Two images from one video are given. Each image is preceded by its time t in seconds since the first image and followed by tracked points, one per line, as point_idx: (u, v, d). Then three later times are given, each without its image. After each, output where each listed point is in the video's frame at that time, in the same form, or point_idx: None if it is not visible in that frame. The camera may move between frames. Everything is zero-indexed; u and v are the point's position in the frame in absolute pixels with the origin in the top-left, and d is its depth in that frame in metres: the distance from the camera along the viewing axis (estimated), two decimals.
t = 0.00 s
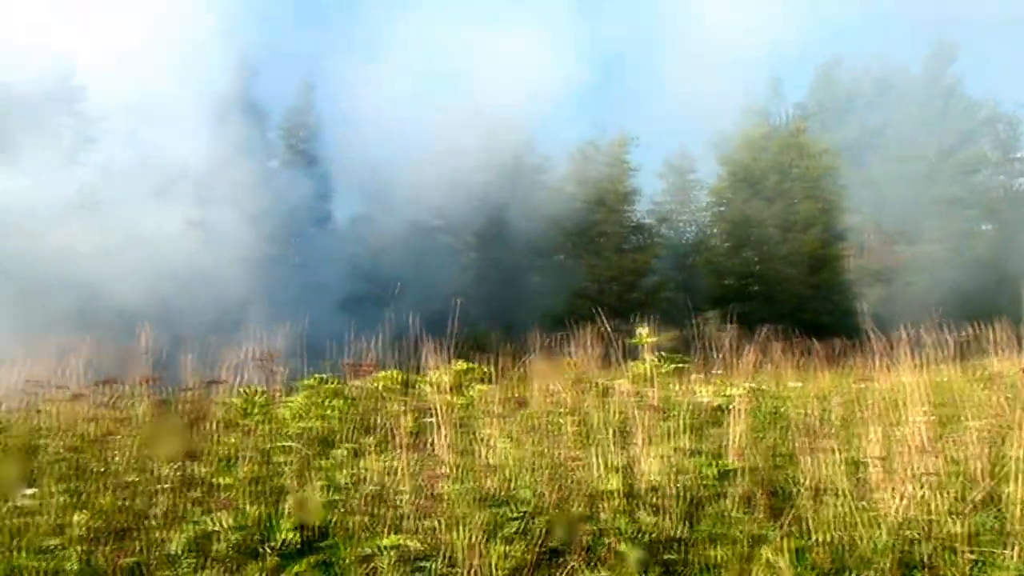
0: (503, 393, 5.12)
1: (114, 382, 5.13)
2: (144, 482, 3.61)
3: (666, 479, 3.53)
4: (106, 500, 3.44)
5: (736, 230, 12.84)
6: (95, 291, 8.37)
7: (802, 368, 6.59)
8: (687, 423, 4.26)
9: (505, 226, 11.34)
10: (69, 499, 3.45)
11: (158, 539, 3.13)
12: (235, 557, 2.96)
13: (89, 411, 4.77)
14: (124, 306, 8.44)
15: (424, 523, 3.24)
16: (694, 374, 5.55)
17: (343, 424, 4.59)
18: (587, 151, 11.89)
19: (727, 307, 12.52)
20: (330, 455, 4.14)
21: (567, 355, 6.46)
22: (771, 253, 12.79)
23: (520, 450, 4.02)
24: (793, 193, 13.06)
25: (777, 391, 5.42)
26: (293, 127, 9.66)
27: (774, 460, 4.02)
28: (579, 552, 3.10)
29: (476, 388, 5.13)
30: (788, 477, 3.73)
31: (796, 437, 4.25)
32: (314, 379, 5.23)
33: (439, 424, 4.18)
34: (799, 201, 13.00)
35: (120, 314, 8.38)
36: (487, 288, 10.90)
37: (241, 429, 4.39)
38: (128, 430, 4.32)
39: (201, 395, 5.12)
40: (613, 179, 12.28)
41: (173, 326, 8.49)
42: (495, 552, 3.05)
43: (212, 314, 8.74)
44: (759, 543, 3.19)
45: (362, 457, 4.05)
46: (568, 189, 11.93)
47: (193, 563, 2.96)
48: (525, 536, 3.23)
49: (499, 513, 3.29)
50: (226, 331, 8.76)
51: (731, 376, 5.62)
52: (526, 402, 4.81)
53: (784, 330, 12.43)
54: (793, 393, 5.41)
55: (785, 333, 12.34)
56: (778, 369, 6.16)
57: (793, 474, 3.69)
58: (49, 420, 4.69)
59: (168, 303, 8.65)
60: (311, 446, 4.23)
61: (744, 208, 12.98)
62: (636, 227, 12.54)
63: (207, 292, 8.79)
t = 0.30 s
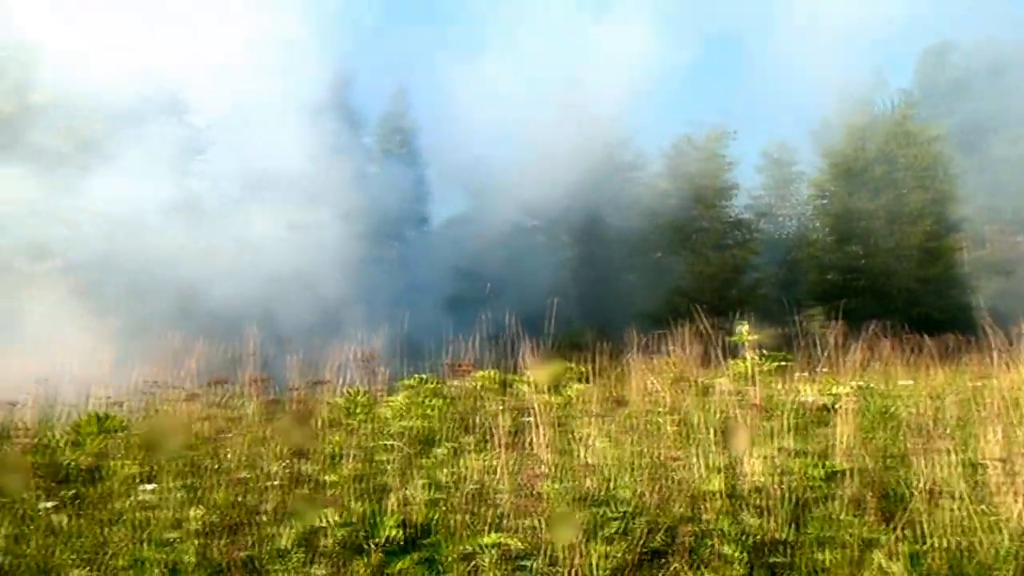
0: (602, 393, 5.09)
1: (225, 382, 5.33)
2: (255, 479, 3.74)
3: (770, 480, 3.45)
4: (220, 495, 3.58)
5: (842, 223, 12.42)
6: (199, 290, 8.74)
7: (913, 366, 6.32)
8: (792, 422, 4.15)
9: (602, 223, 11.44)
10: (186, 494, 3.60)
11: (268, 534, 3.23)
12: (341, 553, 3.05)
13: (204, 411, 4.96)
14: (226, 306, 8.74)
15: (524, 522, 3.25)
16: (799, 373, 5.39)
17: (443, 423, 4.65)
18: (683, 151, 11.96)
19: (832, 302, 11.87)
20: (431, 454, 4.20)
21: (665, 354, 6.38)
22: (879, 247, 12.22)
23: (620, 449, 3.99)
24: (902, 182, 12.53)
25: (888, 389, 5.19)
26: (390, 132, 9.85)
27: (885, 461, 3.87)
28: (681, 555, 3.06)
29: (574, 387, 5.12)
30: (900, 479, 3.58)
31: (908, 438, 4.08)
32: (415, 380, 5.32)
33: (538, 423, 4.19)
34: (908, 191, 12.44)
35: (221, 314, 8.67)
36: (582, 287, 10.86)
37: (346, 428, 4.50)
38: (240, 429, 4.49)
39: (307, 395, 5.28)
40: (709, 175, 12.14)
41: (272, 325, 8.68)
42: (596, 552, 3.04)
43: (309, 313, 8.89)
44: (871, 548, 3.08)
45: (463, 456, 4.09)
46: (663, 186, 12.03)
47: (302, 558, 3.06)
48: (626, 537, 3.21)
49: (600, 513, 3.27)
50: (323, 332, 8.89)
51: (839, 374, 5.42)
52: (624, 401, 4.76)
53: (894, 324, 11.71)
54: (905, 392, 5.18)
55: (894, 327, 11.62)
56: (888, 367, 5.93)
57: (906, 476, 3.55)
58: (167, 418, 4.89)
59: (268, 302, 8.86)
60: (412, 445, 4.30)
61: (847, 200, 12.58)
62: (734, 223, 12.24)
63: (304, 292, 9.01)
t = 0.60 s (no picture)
0: (692, 393, 5.03)
1: (320, 383, 5.47)
2: (349, 477, 3.83)
3: (870, 483, 3.34)
4: (316, 493, 3.68)
5: (942, 214, 11.70)
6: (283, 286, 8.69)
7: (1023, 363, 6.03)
8: (892, 424, 4.01)
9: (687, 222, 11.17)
10: (284, 491, 3.71)
11: (362, 531, 3.30)
12: (433, 550, 3.09)
13: (299, 411, 5.10)
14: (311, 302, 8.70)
15: (614, 523, 3.23)
16: (898, 371, 5.23)
17: (531, 423, 4.67)
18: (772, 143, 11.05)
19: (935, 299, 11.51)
20: (521, 454, 4.23)
21: (758, 352, 6.29)
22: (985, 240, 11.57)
23: (711, 451, 3.92)
24: (1011, 171, 11.74)
25: (996, 389, 4.97)
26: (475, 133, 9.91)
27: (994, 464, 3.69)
28: (777, 557, 2.99)
29: (664, 387, 5.07)
30: (1011, 483, 3.42)
31: (1019, 440, 3.88)
32: (504, 380, 5.36)
33: (628, 423, 4.17)
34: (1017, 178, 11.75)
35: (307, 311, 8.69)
36: (670, 285, 10.71)
37: (436, 428, 4.57)
38: (334, 428, 4.61)
39: (399, 395, 5.37)
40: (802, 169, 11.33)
41: (357, 326, 8.80)
42: (688, 554, 2.99)
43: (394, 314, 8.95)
44: (980, 554, 2.95)
45: (551, 456, 4.10)
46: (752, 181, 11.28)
47: (395, 554, 3.10)
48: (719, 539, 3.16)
49: (692, 514, 3.22)
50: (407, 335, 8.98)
51: (941, 373, 5.25)
52: (715, 401, 4.70)
53: (1003, 321, 11.20)
54: (1013, 390, 4.95)
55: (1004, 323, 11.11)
56: (995, 365, 5.68)
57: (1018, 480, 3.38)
58: (264, 418, 5.04)
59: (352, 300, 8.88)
60: (502, 445, 4.33)
61: (951, 191, 11.72)
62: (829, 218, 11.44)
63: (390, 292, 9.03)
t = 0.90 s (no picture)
0: (762, 393, 4.96)
1: (388, 383, 5.55)
2: (417, 476, 3.86)
3: (950, 486, 3.24)
4: (386, 492, 3.72)
5: None
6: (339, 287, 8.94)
7: None
8: (972, 426, 3.88)
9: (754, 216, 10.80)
10: (353, 490, 3.77)
11: (431, 530, 3.33)
12: (501, 549, 3.10)
13: (367, 411, 5.18)
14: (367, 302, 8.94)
15: (683, 524, 3.18)
16: (979, 370, 5.05)
17: (597, 423, 4.66)
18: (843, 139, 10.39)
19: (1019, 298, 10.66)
20: (588, 454, 4.21)
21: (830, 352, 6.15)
22: None
23: (782, 452, 3.85)
24: None
25: None
26: (538, 132, 9.90)
27: None
28: (852, 561, 2.91)
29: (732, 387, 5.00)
30: None
31: None
32: (569, 380, 5.36)
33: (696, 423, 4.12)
34: None
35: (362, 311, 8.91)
36: (738, 284, 10.52)
37: (503, 428, 4.59)
38: (402, 427, 4.67)
39: (465, 395, 5.41)
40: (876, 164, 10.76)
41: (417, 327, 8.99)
42: (759, 556, 2.94)
43: (448, 316, 9.16)
44: None
45: (618, 457, 4.07)
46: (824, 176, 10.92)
47: (463, 553, 3.12)
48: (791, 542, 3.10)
49: (762, 516, 3.16)
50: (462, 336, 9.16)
51: None
52: (786, 400, 4.62)
53: None
54: None
55: None
56: None
57: None
58: (334, 418, 5.13)
59: (408, 301, 9.05)
60: (569, 445, 4.32)
61: None
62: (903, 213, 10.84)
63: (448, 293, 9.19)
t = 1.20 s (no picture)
0: (823, 393, 4.89)
1: (443, 383, 5.60)
2: (473, 476, 3.87)
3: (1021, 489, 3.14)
4: (441, 491, 3.73)
5: None
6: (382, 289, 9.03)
7: None
8: None
9: (815, 216, 10.37)
10: (409, 489, 3.80)
11: (487, 530, 3.34)
12: (557, 550, 3.09)
13: (423, 411, 5.24)
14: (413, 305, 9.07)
15: (742, 525, 3.14)
16: None
17: (653, 423, 4.64)
18: (907, 137, 9.87)
19: None
20: (644, 455, 4.19)
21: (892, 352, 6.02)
22: None
23: (843, 454, 3.77)
24: None
25: None
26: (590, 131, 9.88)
27: None
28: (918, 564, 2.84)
29: (791, 387, 4.93)
30: None
31: None
32: (624, 380, 5.34)
33: (754, 423, 4.08)
34: None
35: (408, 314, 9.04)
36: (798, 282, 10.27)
37: (559, 428, 4.59)
38: (458, 427, 4.70)
39: (520, 395, 5.42)
40: (941, 157, 10.02)
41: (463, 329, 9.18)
42: (820, 560, 2.88)
43: (496, 316, 9.30)
44: None
45: (674, 458, 4.03)
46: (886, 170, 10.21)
47: (519, 553, 3.11)
48: (853, 544, 3.03)
49: (824, 518, 3.10)
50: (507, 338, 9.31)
51: None
52: (848, 400, 4.55)
53: None
54: None
55: None
56: None
57: None
58: (391, 417, 5.20)
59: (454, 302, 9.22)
60: (625, 446, 4.31)
61: None
62: (970, 207, 10.08)
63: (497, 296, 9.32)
